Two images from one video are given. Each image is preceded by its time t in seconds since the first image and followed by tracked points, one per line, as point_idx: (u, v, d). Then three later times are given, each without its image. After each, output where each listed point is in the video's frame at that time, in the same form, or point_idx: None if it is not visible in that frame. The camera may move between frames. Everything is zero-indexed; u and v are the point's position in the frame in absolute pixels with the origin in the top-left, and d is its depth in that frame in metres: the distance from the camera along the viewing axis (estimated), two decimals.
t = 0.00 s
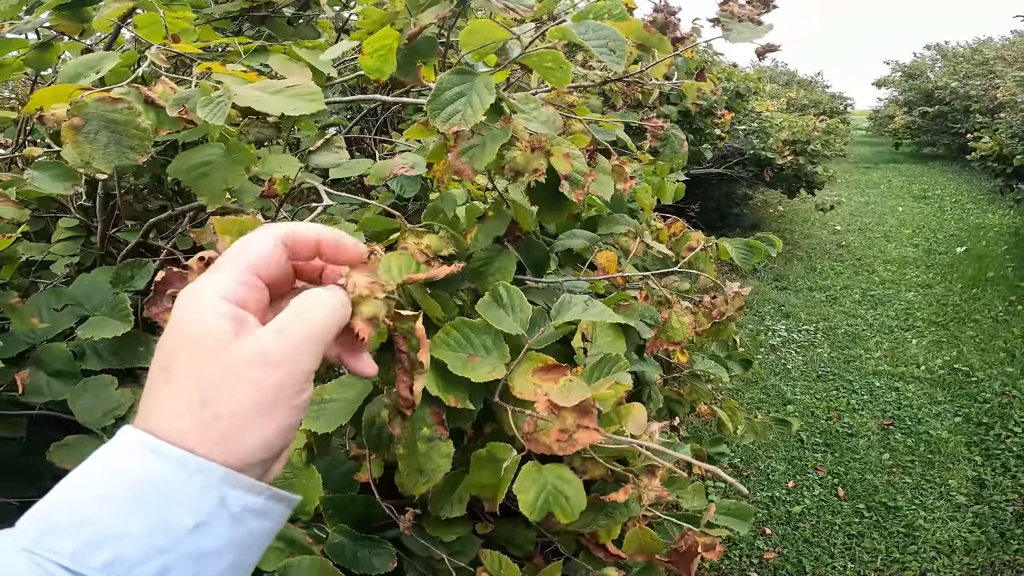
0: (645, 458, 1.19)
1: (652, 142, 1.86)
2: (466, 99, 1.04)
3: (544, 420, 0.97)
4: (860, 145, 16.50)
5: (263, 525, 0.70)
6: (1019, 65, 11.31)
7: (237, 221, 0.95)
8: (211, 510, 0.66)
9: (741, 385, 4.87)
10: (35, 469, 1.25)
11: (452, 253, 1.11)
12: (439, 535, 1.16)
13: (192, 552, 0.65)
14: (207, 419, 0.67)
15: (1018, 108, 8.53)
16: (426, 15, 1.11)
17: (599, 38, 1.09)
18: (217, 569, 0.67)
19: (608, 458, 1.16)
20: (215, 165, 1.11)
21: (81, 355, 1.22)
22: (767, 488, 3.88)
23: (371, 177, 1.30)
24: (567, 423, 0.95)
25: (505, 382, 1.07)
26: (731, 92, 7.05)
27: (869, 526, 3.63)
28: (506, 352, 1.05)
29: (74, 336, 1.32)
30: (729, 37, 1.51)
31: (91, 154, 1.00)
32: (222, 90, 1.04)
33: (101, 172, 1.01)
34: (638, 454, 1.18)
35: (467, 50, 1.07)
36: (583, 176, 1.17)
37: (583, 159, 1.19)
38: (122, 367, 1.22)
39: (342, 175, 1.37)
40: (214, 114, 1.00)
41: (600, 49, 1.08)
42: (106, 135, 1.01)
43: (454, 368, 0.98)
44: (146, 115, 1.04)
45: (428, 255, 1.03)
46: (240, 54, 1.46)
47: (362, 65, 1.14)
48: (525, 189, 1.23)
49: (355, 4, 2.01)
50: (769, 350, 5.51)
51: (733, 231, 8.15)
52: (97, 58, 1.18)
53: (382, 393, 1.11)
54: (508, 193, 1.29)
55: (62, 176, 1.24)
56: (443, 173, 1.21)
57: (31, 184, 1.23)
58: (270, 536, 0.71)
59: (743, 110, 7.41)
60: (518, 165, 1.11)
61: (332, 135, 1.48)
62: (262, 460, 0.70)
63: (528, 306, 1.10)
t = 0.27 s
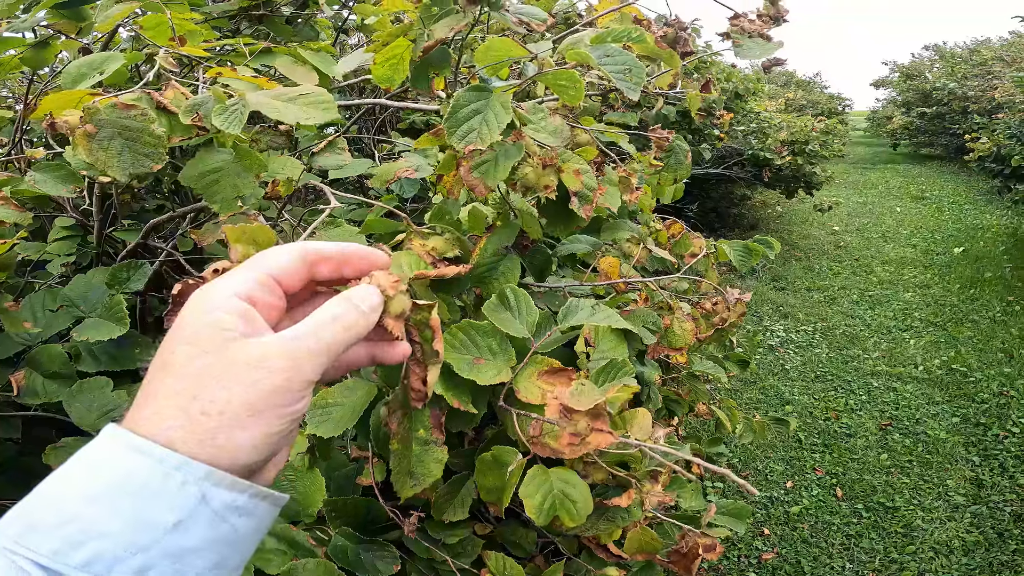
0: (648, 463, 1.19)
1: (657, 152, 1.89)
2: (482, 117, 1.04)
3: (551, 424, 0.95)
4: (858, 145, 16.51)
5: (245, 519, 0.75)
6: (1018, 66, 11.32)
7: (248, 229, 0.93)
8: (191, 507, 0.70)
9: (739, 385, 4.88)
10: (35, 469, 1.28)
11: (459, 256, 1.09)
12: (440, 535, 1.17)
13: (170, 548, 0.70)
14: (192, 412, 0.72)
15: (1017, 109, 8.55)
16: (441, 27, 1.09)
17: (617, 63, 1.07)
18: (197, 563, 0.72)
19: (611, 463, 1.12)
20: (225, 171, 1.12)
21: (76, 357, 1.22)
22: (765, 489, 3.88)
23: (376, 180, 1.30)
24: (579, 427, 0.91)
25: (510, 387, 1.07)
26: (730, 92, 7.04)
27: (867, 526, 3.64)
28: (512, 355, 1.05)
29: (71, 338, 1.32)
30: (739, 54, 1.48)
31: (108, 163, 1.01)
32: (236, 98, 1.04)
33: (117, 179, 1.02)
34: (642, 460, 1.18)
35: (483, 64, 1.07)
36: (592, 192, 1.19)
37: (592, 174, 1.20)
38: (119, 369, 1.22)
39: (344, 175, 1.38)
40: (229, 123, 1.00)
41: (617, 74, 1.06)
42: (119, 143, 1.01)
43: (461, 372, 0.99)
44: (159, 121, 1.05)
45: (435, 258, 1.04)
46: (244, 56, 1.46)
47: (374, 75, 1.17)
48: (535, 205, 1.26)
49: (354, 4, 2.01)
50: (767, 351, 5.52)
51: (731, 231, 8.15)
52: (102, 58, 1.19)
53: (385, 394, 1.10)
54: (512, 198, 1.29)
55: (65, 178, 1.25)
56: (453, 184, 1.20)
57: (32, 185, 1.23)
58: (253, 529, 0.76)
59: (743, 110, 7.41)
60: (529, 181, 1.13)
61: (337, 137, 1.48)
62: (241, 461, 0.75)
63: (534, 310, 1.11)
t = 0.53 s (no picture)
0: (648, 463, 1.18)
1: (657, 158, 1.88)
2: (472, 116, 1.04)
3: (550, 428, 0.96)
4: (857, 149, 16.53)
5: (241, 519, 0.74)
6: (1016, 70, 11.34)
7: (260, 244, 0.92)
8: (185, 504, 0.70)
9: (737, 388, 4.88)
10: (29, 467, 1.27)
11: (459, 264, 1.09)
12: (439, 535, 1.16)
13: (162, 546, 0.69)
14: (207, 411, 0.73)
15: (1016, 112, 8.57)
16: (436, 25, 1.10)
17: (609, 59, 1.07)
18: (189, 563, 0.71)
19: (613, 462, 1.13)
20: (216, 171, 1.12)
21: (74, 354, 1.21)
22: (762, 491, 3.88)
23: (379, 183, 1.32)
24: (575, 440, 0.91)
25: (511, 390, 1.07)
26: (729, 95, 7.05)
27: (863, 529, 3.64)
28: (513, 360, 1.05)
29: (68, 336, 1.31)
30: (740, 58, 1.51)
31: (89, 161, 1.01)
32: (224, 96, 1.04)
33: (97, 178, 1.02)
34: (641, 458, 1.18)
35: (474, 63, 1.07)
36: (587, 195, 1.17)
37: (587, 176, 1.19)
38: (117, 368, 1.22)
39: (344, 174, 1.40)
40: (214, 122, 1.00)
41: (609, 71, 1.06)
42: (102, 141, 1.00)
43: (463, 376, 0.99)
44: (146, 119, 1.06)
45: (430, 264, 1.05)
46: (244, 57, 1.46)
47: (369, 75, 1.16)
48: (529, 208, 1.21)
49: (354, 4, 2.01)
50: (765, 353, 5.52)
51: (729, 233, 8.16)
52: (101, 58, 1.18)
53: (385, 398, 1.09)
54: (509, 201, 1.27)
55: (62, 178, 1.23)
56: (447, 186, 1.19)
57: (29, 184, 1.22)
58: (249, 530, 0.75)
59: (742, 113, 7.42)
60: (521, 182, 1.11)
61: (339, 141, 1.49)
62: (240, 467, 0.75)
63: (533, 317, 1.11)
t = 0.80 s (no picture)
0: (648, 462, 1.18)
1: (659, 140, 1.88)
2: (466, 94, 1.04)
3: (550, 426, 0.97)
4: (858, 152, 16.53)
5: (211, 506, 0.74)
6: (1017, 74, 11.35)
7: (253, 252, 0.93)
8: (154, 489, 0.70)
9: (736, 390, 4.88)
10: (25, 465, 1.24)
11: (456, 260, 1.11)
12: (437, 538, 1.17)
13: (127, 531, 0.69)
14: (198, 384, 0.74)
15: (1016, 116, 8.57)
16: (425, 9, 1.06)
17: (604, 29, 1.07)
18: (153, 550, 0.71)
19: (610, 462, 1.13)
20: (210, 162, 1.11)
21: (72, 351, 1.21)
22: (761, 492, 3.88)
23: (375, 179, 1.31)
24: (577, 433, 0.91)
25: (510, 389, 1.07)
26: (730, 96, 7.06)
27: (861, 531, 3.64)
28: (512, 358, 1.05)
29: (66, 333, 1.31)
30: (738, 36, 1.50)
31: (83, 151, 1.01)
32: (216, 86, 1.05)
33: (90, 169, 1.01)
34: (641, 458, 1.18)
35: (468, 43, 1.07)
36: (588, 174, 1.15)
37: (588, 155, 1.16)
38: (114, 366, 1.22)
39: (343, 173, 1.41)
40: (207, 110, 1.00)
41: (604, 40, 1.06)
42: (95, 132, 1.01)
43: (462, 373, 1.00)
44: (138, 109, 1.06)
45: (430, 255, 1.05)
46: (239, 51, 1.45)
47: (362, 61, 1.18)
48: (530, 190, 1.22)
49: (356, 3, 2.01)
50: (765, 355, 5.52)
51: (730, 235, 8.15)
52: (91, 53, 1.18)
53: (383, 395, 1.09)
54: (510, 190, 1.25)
55: (53, 173, 1.23)
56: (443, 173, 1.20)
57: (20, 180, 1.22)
58: (219, 516, 0.75)
59: (743, 114, 7.42)
60: (520, 162, 1.10)
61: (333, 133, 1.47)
62: (224, 446, 0.75)
63: (533, 312, 1.11)
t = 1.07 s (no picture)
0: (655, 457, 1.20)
1: (667, 144, 1.88)
2: (476, 93, 1.05)
3: (561, 415, 0.99)
4: (864, 153, 16.48)
5: (246, 502, 0.72)
6: None
7: (282, 232, 0.95)
8: (191, 485, 0.67)
9: (740, 390, 4.87)
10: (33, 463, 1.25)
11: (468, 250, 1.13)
12: (443, 534, 1.17)
13: (164, 529, 0.65)
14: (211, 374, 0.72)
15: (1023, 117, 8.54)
16: (437, 9, 1.04)
17: (616, 32, 1.07)
18: (190, 550, 0.67)
19: (618, 454, 1.17)
20: (219, 160, 1.12)
21: (82, 349, 1.22)
22: (764, 493, 3.88)
23: (382, 175, 1.31)
24: (600, 405, 0.90)
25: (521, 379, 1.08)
26: (736, 97, 7.05)
27: (864, 532, 3.64)
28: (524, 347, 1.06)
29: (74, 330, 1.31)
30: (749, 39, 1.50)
31: (88, 148, 1.01)
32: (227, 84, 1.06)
33: (95, 165, 1.02)
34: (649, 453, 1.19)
35: (479, 44, 1.08)
36: (595, 176, 1.15)
37: (596, 158, 1.17)
38: (122, 363, 1.22)
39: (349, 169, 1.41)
40: (217, 109, 1.01)
41: (616, 44, 1.06)
42: (103, 129, 1.01)
43: (474, 362, 1.00)
44: (147, 108, 1.06)
45: (443, 247, 1.09)
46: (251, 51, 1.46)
47: (372, 60, 1.18)
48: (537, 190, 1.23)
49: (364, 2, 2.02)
50: (769, 356, 5.51)
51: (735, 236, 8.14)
52: (108, 51, 1.20)
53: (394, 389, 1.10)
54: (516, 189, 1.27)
55: (67, 168, 1.24)
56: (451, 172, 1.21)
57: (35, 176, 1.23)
58: (253, 513, 0.72)
59: (748, 114, 7.41)
60: (528, 164, 1.10)
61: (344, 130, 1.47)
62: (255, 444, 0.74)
63: (544, 301, 1.12)
